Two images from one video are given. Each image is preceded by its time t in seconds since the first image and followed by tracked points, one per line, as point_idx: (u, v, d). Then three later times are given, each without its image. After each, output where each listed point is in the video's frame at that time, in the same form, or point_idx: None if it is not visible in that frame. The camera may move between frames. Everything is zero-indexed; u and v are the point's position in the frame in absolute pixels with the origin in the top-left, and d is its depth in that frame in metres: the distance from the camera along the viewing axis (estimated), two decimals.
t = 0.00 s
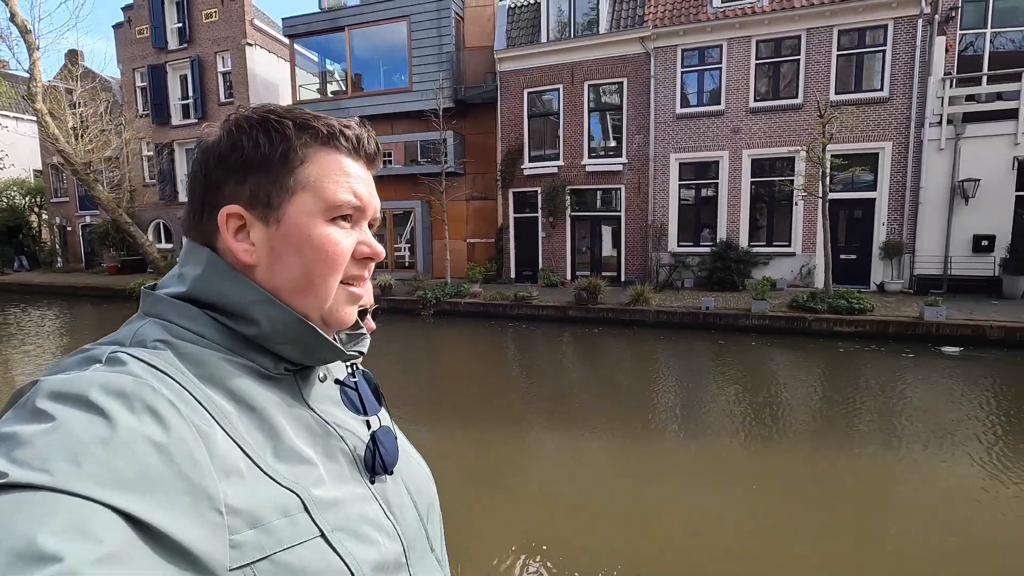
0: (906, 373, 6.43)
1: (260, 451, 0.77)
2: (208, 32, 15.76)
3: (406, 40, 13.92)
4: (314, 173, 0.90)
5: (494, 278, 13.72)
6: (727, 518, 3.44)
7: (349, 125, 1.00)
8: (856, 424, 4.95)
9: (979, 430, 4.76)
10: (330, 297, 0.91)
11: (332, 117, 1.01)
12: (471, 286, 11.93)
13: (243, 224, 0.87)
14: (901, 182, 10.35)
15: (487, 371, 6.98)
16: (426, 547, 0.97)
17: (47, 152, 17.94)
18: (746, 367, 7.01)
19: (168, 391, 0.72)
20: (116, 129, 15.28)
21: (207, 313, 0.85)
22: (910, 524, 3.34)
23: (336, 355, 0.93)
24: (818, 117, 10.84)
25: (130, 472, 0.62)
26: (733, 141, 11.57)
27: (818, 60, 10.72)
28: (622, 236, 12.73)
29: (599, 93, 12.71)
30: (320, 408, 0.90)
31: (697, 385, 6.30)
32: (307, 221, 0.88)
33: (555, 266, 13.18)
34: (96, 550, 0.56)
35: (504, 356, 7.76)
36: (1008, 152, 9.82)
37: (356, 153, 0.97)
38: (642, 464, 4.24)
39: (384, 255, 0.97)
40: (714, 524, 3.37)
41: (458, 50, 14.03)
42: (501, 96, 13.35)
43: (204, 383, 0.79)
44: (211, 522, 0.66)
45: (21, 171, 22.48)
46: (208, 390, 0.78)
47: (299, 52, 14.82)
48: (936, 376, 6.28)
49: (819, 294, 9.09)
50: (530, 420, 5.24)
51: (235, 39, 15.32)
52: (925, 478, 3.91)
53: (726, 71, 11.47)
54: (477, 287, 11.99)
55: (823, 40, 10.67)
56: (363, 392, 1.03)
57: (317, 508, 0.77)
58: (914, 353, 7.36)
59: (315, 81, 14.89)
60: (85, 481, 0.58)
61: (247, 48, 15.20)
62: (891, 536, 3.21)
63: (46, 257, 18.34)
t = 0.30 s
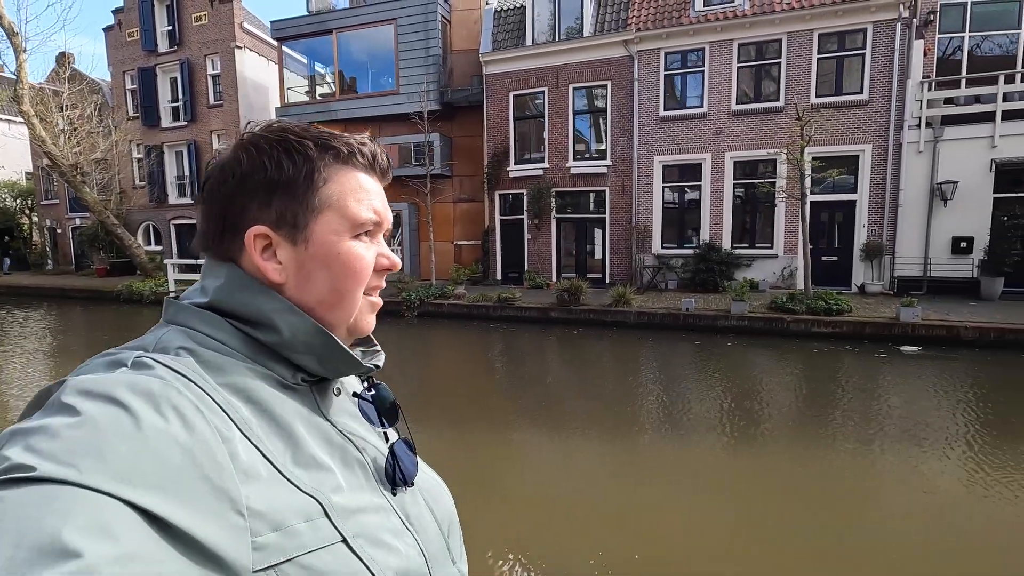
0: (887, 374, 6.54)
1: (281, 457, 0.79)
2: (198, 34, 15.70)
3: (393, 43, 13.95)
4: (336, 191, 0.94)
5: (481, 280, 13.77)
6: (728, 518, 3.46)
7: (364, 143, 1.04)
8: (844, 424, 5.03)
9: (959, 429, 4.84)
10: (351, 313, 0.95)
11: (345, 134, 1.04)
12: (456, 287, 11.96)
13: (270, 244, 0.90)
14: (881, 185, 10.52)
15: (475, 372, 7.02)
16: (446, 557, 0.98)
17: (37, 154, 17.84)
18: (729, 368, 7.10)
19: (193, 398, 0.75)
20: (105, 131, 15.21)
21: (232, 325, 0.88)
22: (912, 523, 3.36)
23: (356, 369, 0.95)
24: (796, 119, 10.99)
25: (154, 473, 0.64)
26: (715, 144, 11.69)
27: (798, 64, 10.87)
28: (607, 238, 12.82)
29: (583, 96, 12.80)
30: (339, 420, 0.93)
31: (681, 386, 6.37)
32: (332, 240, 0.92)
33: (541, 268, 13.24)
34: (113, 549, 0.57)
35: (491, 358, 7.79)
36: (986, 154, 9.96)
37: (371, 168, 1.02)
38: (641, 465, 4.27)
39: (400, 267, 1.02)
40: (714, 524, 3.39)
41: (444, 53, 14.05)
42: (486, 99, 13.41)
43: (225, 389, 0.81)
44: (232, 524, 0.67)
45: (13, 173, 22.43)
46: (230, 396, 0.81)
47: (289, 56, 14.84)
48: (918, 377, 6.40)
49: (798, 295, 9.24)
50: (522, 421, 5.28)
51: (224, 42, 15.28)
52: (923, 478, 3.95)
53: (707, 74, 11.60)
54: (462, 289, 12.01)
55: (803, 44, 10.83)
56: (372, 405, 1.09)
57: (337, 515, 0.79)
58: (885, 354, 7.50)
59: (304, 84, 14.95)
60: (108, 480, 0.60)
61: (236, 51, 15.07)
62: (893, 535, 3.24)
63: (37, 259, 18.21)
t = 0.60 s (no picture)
0: (874, 375, 6.62)
1: (289, 450, 0.81)
2: (193, 37, 15.69)
3: (385, 46, 13.99)
4: (347, 183, 0.94)
5: (473, 282, 13.82)
6: (728, 518, 3.49)
7: (377, 132, 1.03)
8: (837, 424, 5.09)
9: (946, 430, 4.88)
10: (358, 305, 0.96)
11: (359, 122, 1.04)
12: (445, 288, 11.99)
13: (279, 235, 0.91)
14: (867, 187, 10.61)
15: (467, 372, 7.07)
16: (447, 551, 0.99)
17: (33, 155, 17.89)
18: (718, 368, 7.16)
19: (205, 393, 0.77)
20: (101, 132, 15.28)
21: (243, 317, 0.89)
22: (911, 524, 3.39)
23: (364, 360, 0.96)
24: (780, 123, 11.12)
25: (168, 465, 0.67)
26: (703, 146, 11.78)
27: (785, 66, 10.98)
28: (596, 239, 12.88)
29: (573, 99, 12.88)
30: (346, 412, 0.94)
31: (671, 386, 6.43)
32: (340, 233, 0.92)
33: (531, 269, 13.30)
34: (140, 536, 0.61)
35: (482, 358, 7.84)
36: (970, 156, 10.03)
37: (383, 158, 1.01)
38: (641, 466, 4.31)
39: (411, 260, 1.02)
40: (714, 525, 3.42)
41: (437, 56, 14.12)
42: (477, 102, 13.49)
43: (236, 384, 0.83)
44: (244, 514, 0.70)
45: (11, 174, 22.47)
46: (238, 391, 0.82)
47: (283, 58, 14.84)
48: (905, 377, 6.47)
49: (782, 297, 9.31)
50: (518, 421, 5.32)
51: (219, 45, 15.27)
52: (921, 479, 3.99)
53: (695, 76, 11.70)
54: (451, 290, 12.04)
55: (790, 48, 10.94)
56: (390, 397, 1.05)
57: (343, 507, 0.80)
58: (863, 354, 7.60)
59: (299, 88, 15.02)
60: (128, 470, 0.63)
61: (232, 54, 15.12)
62: (894, 536, 3.27)
63: (34, 260, 18.30)
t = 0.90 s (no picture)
0: (858, 372, 6.70)
1: (299, 426, 0.79)
2: (189, 37, 15.66)
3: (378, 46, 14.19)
4: (371, 167, 0.90)
5: (465, 280, 13.92)
6: (722, 517, 3.51)
7: (415, 118, 0.98)
8: (831, 422, 5.13)
9: (934, 428, 4.92)
10: (362, 291, 0.93)
11: (401, 104, 0.99)
12: (435, 287, 12.04)
13: (288, 206, 0.89)
14: (852, 187, 10.74)
15: (458, 368, 7.13)
16: (463, 532, 0.97)
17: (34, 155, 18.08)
18: (707, 366, 7.22)
19: (207, 365, 0.75)
20: (98, 131, 15.43)
21: (252, 293, 0.88)
22: (901, 523, 3.41)
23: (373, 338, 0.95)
24: (763, 124, 11.22)
25: (168, 443, 0.64)
26: (691, 145, 11.87)
27: (771, 66, 11.08)
28: (586, 238, 12.96)
29: (564, 99, 12.94)
30: (357, 390, 0.93)
31: (661, 383, 6.49)
32: (352, 217, 0.89)
33: (522, 268, 13.39)
34: (137, 517, 0.58)
35: (472, 355, 7.92)
36: (954, 155, 10.08)
37: (416, 149, 0.96)
38: (638, 462, 4.34)
39: (423, 257, 0.98)
40: (706, 522, 3.44)
41: (429, 56, 14.23)
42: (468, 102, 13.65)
43: (244, 357, 0.82)
44: (245, 492, 0.66)
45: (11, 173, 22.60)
46: (246, 366, 0.81)
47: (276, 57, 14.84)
48: (890, 376, 6.54)
49: (766, 295, 9.39)
50: (514, 417, 5.37)
51: (216, 45, 15.26)
52: (914, 478, 4.01)
53: (683, 76, 11.78)
54: (441, 288, 12.11)
55: (776, 48, 11.03)
56: (400, 376, 1.05)
57: (353, 486, 0.78)
58: (836, 351, 7.70)
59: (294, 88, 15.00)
60: (124, 449, 0.61)
61: (227, 54, 15.08)
62: (884, 535, 3.29)
63: (35, 258, 18.54)
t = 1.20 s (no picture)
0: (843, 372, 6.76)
1: (275, 425, 0.76)
2: (186, 36, 15.72)
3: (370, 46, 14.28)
4: (343, 154, 0.88)
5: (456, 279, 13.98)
6: (719, 519, 3.51)
7: (394, 107, 0.97)
8: (824, 423, 5.16)
9: (919, 429, 4.95)
10: (334, 283, 0.90)
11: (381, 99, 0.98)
12: (425, 285, 12.07)
13: (264, 195, 0.89)
14: (839, 186, 10.82)
15: (448, 367, 7.16)
16: (437, 542, 0.95)
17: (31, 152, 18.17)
18: (695, 366, 7.26)
19: (178, 358, 0.72)
20: (94, 130, 15.49)
21: (231, 287, 0.86)
22: (900, 524, 3.43)
23: (352, 335, 0.93)
24: (748, 123, 11.31)
25: (136, 437, 0.61)
26: (679, 145, 11.95)
27: (759, 66, 11.16)
28: (576, 238, 13.02)
29: (554, 98, 13.01)
30: (337, 388, 0.91)
31: (649, 382, 6.54)
32: (321, 203, 0.87)
33: (513, 267, 13.46)
34: (102, 507, 0.55)
35: (464, 353, 7.96)
36: (941, 156, 10.15)
37: (394, 139, 0.94)
38: (637, 463, 4.33)
39: (399, 250, 0.95)
40: (708, 525, 3.44)
41: (421, 55, 14.28)
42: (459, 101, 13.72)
43: (217, 351, 0.78)
44: (216, 489, 0.63)
45: (12, 171, 22.79)
46: (220, 360, 0.78)
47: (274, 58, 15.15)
48: (876, 376, 6.60)
49: (750, 295, 9.44)
50: (508, 417, 5.37)
51: (211, 44, 15.25)
52: (912, 478, 4.03)
53: (671, 76, 11.87)
54: (431, 287, 12.15)
55: (765, 47, 11.10)
56: (380, 373, 1.05)
57: (328, 488, 0.74)
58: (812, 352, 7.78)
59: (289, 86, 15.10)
60: (89, 441, 0.57)
61: (224, 53, 15.11)
62: (884, 535, 3.31)
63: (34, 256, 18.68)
